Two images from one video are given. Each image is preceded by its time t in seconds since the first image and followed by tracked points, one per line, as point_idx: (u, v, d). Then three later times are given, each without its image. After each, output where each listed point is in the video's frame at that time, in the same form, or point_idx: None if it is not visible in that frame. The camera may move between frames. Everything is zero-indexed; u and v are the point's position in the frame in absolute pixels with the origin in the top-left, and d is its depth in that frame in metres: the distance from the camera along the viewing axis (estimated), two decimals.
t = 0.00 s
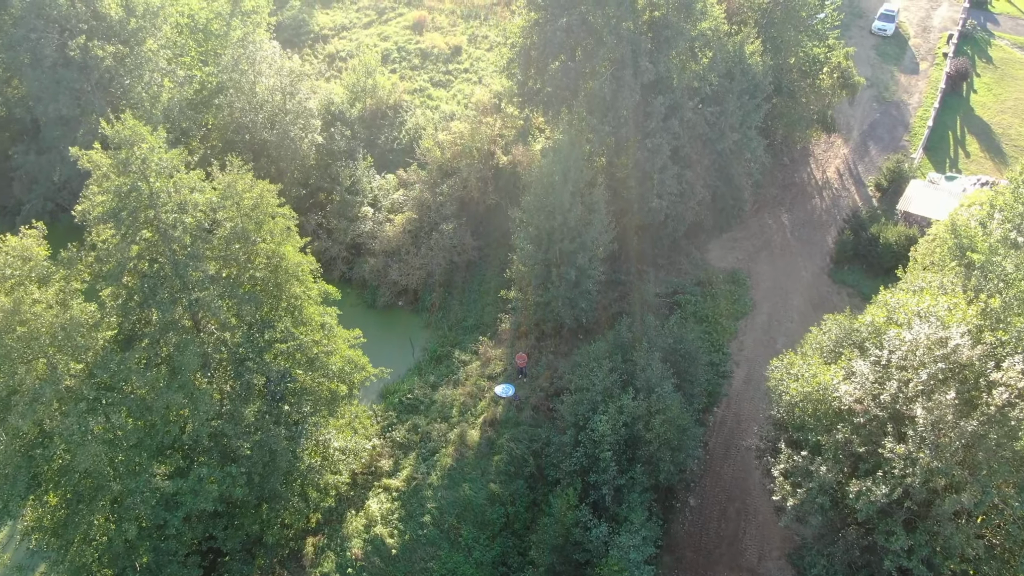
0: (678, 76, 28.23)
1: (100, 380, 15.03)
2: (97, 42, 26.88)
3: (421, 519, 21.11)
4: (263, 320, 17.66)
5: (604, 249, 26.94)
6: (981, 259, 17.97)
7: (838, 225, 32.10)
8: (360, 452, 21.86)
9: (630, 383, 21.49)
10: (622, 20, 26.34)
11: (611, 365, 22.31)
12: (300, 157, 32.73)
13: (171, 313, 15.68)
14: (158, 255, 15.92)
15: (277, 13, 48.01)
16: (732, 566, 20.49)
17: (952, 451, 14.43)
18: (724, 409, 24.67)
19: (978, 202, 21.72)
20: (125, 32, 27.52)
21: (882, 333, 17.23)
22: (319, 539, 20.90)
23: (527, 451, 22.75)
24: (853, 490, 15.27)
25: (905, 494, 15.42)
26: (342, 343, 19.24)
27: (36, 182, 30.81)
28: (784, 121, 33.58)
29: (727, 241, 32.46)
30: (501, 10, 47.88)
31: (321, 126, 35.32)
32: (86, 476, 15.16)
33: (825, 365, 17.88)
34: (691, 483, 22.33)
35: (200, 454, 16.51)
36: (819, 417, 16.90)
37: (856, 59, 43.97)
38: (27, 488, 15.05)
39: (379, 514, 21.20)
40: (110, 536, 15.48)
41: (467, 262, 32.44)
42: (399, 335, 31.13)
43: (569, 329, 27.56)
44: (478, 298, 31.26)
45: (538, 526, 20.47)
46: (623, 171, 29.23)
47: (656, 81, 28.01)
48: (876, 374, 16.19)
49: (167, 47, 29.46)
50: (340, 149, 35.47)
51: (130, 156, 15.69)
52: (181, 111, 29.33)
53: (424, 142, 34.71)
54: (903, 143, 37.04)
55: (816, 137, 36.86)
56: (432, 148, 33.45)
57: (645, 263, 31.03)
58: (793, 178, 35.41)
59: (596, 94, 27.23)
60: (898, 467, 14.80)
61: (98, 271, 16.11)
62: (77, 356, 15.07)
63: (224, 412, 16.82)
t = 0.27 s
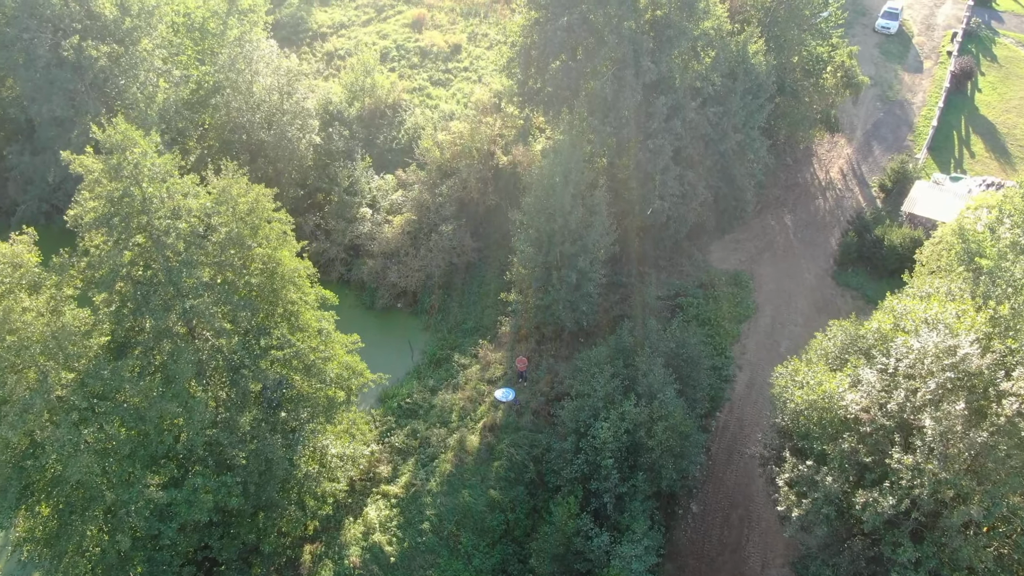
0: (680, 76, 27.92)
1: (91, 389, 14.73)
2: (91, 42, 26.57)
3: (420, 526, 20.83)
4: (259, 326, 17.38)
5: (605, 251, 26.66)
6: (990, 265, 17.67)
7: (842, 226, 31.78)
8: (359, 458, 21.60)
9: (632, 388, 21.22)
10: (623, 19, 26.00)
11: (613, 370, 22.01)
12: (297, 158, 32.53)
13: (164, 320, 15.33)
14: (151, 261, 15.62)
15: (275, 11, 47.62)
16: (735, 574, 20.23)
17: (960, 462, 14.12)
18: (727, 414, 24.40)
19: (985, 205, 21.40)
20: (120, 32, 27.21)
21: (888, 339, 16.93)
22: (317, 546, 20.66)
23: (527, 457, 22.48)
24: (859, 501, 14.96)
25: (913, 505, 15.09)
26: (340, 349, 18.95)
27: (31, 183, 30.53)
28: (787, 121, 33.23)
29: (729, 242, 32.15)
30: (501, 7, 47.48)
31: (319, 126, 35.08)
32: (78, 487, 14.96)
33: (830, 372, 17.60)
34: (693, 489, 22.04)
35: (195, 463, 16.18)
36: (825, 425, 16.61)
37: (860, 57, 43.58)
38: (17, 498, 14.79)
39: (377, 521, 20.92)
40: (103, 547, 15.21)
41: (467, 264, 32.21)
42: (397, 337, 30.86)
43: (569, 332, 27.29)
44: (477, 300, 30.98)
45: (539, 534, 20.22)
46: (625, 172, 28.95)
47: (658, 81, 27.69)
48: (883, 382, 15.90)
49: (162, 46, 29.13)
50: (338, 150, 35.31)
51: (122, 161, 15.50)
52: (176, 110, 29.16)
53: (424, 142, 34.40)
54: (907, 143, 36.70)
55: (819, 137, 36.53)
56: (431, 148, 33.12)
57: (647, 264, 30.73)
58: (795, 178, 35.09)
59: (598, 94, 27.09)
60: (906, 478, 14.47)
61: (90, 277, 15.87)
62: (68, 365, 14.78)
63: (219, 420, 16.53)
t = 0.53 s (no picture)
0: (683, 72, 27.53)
1: (83, 396, 14.44)
2: (84, 39, 26.18)
3: (419, 530, 20.60)
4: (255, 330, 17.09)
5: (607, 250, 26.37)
6: (1000, 267, 17.36)
7: (845, 224, 31.46)
8: (357, 461, 21.37)
9: (634, 391, 20.95)
10: (625, 15, 25.59)
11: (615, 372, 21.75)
12: (294, 155, 32.40)
13: (158, 326, 15.03)
14: (144, 265, 15.37)
15: (272, 5, 47.09)
16: None
17: (968, 471, 13.86)
18: (730, 415, 24.16)
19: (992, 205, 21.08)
20: (114, 28, 26.83)
21: (895, 344, 16.65)
22: (314, 551, 20.44)
23: (527, 459, 22.23)
24: (865, 509, 14.68)
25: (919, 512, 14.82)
26: (338, 351, 18.65)
27: (25, 181, 30.16)
28: (790, 118, 32.83)
29: (732, 240, 31.83)
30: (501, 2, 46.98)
31: (316, 123, 34.81)
32: (71, 495, 14.58)
33: (835, 377, 17.35)
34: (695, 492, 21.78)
35: (190, 470, 15.90)
36: (830, 431, 16.32)
37: (864, 52, 43.09)
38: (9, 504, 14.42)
39: (376, 525, 20.67)
40: (97, 555, 14.97)
41: (466, 262, 32.10)
42: (395, 337, 30.59)
43: (570, 332, 27.03)
44: (477, 299, 30.71)
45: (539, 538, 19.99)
46: (626, 169, 28.70)
47: (660, 78, 27.32)
48: (890, 388, 15.63)
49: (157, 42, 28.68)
50: (335, 147, 35.00)
51: (113, 164, 15.20)
52: (172, 107, 29.23)
53: (423, 139, 34.03)
54: (912, 140, 36.31)
55: (823, 133, 36.14)
56: (430, 145, 32.73)
57: (648, 263, 30.43)
58: (799, 176, 34.73)
59: (599, 90, 26.77)
60: (913, 486, 14.21)
61: (83, 281, 15.51)
62: (60, 371, 14.49)
63: (215, 426, 16.34)
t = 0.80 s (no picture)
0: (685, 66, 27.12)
1: (75, 400, 14.18)
2: (77, 32, 25.69)
3: (418, 531, 20.42)
4: (251, 330, 16.81)
5: (608, 246, 26.03)
6: (1009, 267, 17.06)
7: (849, 219, 31.11)
8: (355, 461, 21.16)
9: (636, 390, 20.70)
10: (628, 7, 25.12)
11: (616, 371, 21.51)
12: (292, 149, 32.03)
13: (151, 327, 14.75)
14: (137, 266, 14.98)
15: None
16: None
17: (977, 476, 13.62)
18: (732, 414, 23.97)
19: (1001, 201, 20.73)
20: (108, 21, 26.37)
21: (902, 345, 16.38)
22: (313, 552, 20.24)
23: (528, 459, 22.01)
24: (871, 514, 14.45)
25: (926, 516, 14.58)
26: (335, 351, 18.38)
27: (19, 176, 29.74)
28: (793, 111, 32.40)
29: (735, 236, 31.50)
30: None
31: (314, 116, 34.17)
32: (64, 500, 14.33)
33: (840, 378, 17.10)
34: (697, 492, 21.58)
35: (186, 474, 15.72)
36: (835, 433, 16.05)
37: (868, 44, 42.54)
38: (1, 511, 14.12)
39: (374, 526, 20.47)
40: (91, 560, 14.68)
41: (466, 257, 31.82)
42: (394, 334, 30.28)
43: (571, 329, 26.77)
44: (477, 295, 30.41)
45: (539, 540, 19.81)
46: (627, 164, 28.46)
47: (663, 71, 26.87)
48: (896, 390, 15.37)
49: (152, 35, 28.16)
50: (333, 141, 34.45)
51: (104, 164, 14.90)
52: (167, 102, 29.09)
53: (422, 132, 33.61)
54: (916, 133, 35.87)
55: (827, 127, 35.71)
56: (429, 139, 32.30)
57: (650, 259, 30.13)
58: (802, 169, 34.33)
59: (600, 84, 26.36)
60: (920, 491, 13.95)
61: (74, 282, 15.21)
62: (51, 375, 14.18)
63: (210, 429, 16.13)
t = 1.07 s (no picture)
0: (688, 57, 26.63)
1: (67, 404, 13.90)
2: (69, 24, 25.22)
3: (418, 531, 20.25)
4: (247, 330, 16.55)
5: (609, 241, 25.69)
6: (1018, 266, 16.76)
7: (853, 213, 30.76)
8: (354, 460, 20.96)
9: (637, 389, 20.47)
10: None
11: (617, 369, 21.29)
12: (289, 142, 31.61)
13: (144, 329, 14.47)
14: (129, 266, 14.69)
15: None
16: None
17: (985, 481, 13.41)
18: (735, 411, 23.78)
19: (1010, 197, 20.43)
20: (101, 11, 25.83)
21: (909, 345, 16.13)
22: (311, 552, 20.07)
23: (528, 457, 21.82)
24: (877, 518, 14.25)
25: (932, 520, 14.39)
26: (333, 350, 18.10)
27: (12, 169, 29.31)
28: (797, 103, 31.95)
29: (737, 229, 31.16)
30: None
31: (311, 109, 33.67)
32: (57, 504, 14.01)
33: (846, 378, 16.86)
34: (699, 490, 21.42)
35: (181, 476, 15.48)
36: (841, 435, 15.81)
37: (872, 34, 41.98)
38: None
39: (373, 525, 20.29)
40: (86, 564, 14.29)
41: (466, 251, 31.48)
42: (393, 330, 30.00)
43: (571, 325, 26.51)
44: (476, 290, 30.12)
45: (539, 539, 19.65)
46: (629, 157, 28.17)
47: (665, 64, 26.42)
48: (903, 392, 15.14)
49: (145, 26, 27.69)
50: (330, 133, 33.94)
51: (95, 162, 14.55)
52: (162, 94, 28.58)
53: (420, 124, 33.18)
54: (921, 125, 35.43)
55: (831, 118, 35.27)
56: (428, 132, 31.87)
57: (652, 253, 29.82)
58: (805, 162, 33.94)
59: (601, 75, 25.89)
60: (928, 495, 13.75)
61: (66, 283, 14.91)
62: (42, 378, 13.90)
63: (205, 431, 15.88)
